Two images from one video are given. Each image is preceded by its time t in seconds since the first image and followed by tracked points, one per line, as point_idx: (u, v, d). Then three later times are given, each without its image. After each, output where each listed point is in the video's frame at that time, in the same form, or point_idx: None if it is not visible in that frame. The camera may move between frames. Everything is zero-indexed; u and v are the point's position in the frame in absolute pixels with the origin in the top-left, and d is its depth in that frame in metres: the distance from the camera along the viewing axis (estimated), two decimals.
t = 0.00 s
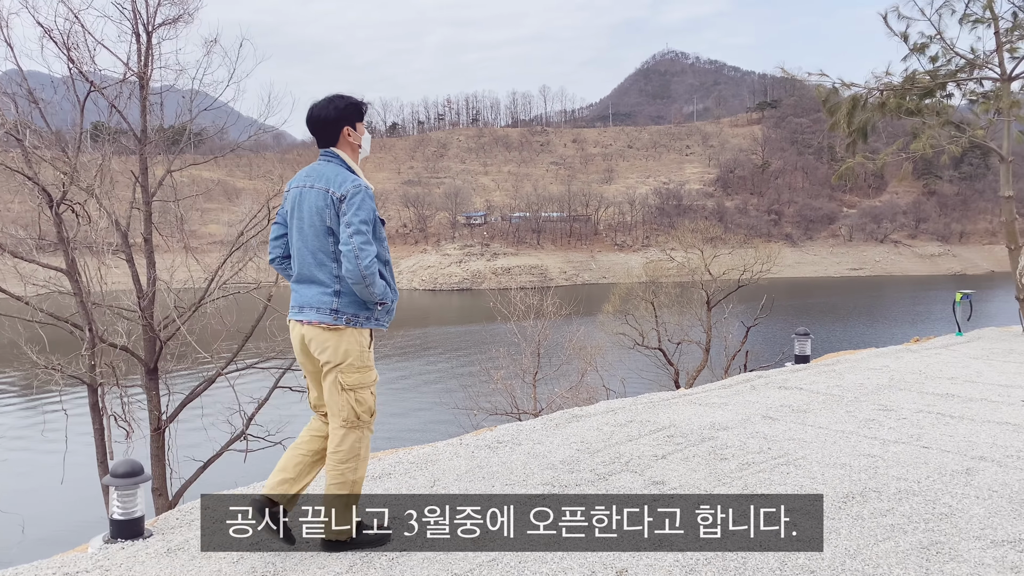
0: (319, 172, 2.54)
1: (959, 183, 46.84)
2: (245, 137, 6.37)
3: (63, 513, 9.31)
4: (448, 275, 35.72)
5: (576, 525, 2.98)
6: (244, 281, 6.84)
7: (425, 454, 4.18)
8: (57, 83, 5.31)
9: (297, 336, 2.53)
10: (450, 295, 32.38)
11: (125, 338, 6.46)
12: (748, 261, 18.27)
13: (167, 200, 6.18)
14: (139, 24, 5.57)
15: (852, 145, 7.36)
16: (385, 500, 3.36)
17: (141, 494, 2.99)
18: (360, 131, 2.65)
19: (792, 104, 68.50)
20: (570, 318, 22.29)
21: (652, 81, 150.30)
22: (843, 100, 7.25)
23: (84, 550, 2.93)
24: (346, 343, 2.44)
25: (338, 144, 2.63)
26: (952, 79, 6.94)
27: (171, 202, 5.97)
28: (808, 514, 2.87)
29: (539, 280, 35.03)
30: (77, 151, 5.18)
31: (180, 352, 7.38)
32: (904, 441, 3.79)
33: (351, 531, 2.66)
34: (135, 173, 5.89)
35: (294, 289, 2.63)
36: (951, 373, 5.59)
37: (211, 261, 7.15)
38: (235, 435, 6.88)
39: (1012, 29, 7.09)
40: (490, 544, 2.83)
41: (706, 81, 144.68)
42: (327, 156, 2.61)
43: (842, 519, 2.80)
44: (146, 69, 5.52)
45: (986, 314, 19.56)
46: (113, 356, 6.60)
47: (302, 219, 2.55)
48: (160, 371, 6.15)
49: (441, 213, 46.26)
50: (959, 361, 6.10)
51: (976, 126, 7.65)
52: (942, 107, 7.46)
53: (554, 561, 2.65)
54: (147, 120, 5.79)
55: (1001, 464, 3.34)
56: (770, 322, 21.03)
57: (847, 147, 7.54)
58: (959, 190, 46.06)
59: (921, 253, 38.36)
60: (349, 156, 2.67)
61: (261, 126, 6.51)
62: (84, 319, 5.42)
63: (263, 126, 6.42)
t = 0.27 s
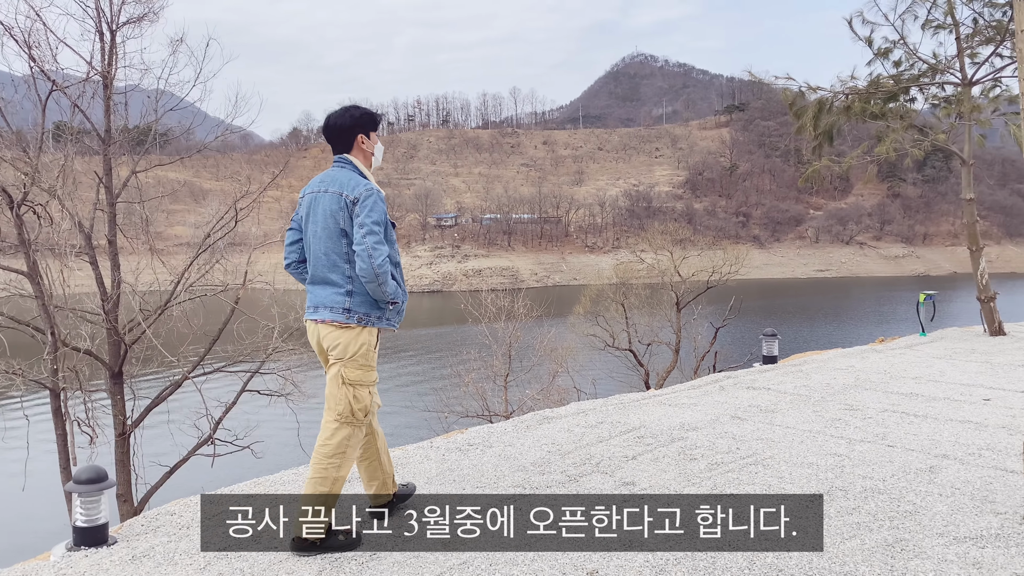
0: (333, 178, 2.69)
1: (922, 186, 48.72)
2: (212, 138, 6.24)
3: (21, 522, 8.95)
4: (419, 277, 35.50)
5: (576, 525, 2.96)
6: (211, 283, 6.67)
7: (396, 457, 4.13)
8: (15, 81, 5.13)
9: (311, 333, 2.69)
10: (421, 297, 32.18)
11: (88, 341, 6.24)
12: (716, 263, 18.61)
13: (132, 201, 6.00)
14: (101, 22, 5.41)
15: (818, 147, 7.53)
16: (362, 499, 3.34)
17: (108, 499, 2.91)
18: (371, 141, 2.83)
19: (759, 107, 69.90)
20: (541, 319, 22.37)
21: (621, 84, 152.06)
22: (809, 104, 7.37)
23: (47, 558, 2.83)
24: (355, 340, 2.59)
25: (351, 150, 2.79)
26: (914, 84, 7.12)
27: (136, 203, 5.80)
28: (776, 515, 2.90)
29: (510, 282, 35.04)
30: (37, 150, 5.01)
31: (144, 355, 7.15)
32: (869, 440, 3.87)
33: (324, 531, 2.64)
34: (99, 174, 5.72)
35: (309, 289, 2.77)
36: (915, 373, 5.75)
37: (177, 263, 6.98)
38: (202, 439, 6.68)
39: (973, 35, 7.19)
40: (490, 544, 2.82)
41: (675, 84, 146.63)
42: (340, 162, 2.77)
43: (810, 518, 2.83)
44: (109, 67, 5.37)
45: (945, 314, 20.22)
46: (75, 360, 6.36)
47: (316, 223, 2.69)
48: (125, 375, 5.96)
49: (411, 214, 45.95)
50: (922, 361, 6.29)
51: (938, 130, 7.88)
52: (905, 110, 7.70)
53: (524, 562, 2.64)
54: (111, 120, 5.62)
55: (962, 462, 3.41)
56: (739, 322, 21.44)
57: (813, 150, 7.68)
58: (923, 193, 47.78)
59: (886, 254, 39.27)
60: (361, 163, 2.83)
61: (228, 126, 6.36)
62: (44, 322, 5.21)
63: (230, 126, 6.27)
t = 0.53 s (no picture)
0: (336, 184, 2.79)
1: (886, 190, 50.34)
2: (179, 140, 6.06)
3: None
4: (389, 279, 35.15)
5: (578, 525, 2.96)
6: (177, 287, 6.48)
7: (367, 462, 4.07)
8: None
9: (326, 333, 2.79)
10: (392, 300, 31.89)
11: (49, 347, 6.00)
12: (684, 266, 18.89)
13: (96, 202, 5.81)
14: (63, 21, 5.23)
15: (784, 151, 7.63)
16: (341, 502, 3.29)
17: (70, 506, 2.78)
18: (370, 147, 2.91)
19: (726, 111, 71.21)
20: (512, 322, 22.38)
21: (591, 88, 153.38)
22: (775, 108, 7.39)
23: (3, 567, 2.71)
24: (364, 338, 2.66)
25: (351, 158, 2.88)
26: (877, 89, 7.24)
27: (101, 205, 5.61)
28: (743, 516, 2.93)
29: (481, 284, 34.93)
30: None
31: (106, 360, 6.92)
32: (835, 440, 3.95)
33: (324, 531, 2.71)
34: (61, 175, 5.53)
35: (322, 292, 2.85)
36: (880, 373, 5.92)
37: (141, 266, 6.79)
38: (169, 444, 6.46)
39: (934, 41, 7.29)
40: (494, 542, 2.82)
41: (644, 88, 148.37)
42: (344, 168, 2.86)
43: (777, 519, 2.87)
44: (72, 67, 5.19)
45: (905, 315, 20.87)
46: (35, 366, 6.11)
47: (325, 227, 2.79)
48: (89, 380, 5.75)
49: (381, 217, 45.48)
50: (886, 361, 6.49)
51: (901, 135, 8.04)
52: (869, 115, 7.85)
53: (496, 566, 2.62)
54: (74, 121, 5.45)
55: (924, 461, 3.49)
56: (706, 324, 21.80)
57: (780, 152, 7.78)
58: (886, 196, 49.30)
59: (852, 257, 40.15)
60: (364, 168, 2.92)
61: (195, 128, 6.14)
62: (4, 327, 4.99)
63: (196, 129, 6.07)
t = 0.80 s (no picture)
0: (334, 186, 2.85)
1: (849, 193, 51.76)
2: (142, 141, 5.96)
3: None
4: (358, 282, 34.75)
5: (579, 525, 2.95)
6: (142, 291, 6.31)
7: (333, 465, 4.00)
8: None
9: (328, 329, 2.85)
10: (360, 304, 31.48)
11: (9, 352, 5.79)
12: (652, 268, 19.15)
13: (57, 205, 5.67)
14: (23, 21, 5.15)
15: (750, 155, 7.80)
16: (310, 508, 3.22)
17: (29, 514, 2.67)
18: (368, 152, 2.95)
19: (693, 116, 72.44)
20: (482, 325, 22.33)
21: (559, 92, 154.48)
22: (740, 112, 7.65)
23: None
24: (369, 331, 2.74)
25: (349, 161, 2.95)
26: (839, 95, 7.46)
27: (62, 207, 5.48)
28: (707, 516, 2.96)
29: (451, 287, 34.77)
30: None
31: (68, 366, 6.68)
32: (798, 440, 4.05)
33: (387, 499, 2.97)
34: (20, 176, 5.43)
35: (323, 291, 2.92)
36: (842, 374, 6.09)
37: (104, 269, 6.60)
38: (132, 450, 6.23)
39: (895, 48, 7.52)
40: (493, 544, 2.81)
41: (612, 91, 149.73)
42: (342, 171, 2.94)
43: (741, 518, 2.90)
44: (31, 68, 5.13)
45: (866, 317, 21.47)
46: None
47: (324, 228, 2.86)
48: (48, 387, 5.54)
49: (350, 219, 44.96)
50: (849, 362, 6.67)
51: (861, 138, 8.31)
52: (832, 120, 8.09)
53: (463, 568, 2.59)
54: (33, 122, 5.39)
55: (886, 459, 3.56)
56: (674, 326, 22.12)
57: (746, 157, 8.00)
58: (850, 200, 50.71)
59: (816, 259, 41.10)
60: (364, 171, 2.98)
61: (159, 130, 6.07)
62: None
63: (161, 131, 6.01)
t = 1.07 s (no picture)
0: (340, 197, 3.02)
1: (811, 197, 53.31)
2: (102, 144, 5.91)
3: None
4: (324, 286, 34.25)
5: (566, 527, 2.94)
6: (101, 295, 6.10)
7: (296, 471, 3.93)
8: None
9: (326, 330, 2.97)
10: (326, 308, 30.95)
11: None
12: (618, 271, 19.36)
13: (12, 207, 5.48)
14: None
15: (713, 160, 7.94)
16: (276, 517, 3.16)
17: None
18: (375, 164, 3.13)
19: (658, 121, 73.57)
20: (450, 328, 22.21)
21: (526, 97, 155.36)
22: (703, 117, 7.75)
23: None
24: (371, 337, 2.88)
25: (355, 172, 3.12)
26: (800, 100, 7.68)
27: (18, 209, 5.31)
28: (675, 518, 2.98)
29: (419, 290, 34.49)
30: None
31: (23, 373, 6.36)
32: (761, 441, 4.14)
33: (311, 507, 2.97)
34: None
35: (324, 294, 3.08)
36: (803, 375, 6.25)
37: (59, 275, 6.38)
38: (93, 457, 5.90)
39: (854, 54, 7.76)
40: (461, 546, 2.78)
41: (578, 95, 150.96)
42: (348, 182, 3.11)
43: (705, 518, 2.93)
44: None
45: (827, 319, 22.08)
46: None
47: (329, 235, 3.03)
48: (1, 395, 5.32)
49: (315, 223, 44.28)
50: (810, 364, 6.85)
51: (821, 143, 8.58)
52: (793, 125, 8.42)
53: (429, 574, 2.55)
54: None
55: (845, 458, 3.65)
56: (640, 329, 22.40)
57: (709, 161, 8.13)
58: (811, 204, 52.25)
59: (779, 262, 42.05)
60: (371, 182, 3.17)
61: (120, 132, 6.02)
62: None
63: (121, 132, 5.99)
